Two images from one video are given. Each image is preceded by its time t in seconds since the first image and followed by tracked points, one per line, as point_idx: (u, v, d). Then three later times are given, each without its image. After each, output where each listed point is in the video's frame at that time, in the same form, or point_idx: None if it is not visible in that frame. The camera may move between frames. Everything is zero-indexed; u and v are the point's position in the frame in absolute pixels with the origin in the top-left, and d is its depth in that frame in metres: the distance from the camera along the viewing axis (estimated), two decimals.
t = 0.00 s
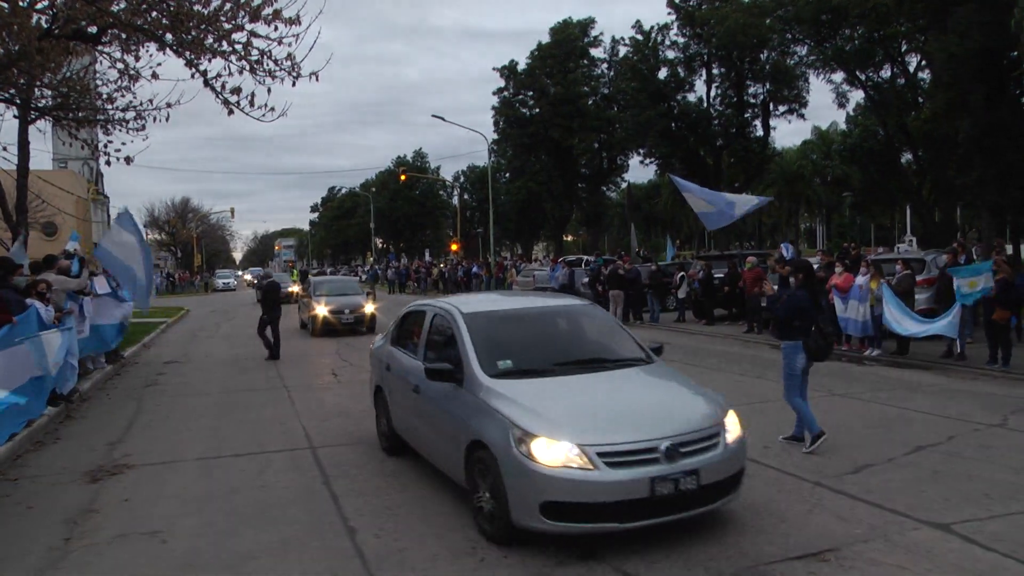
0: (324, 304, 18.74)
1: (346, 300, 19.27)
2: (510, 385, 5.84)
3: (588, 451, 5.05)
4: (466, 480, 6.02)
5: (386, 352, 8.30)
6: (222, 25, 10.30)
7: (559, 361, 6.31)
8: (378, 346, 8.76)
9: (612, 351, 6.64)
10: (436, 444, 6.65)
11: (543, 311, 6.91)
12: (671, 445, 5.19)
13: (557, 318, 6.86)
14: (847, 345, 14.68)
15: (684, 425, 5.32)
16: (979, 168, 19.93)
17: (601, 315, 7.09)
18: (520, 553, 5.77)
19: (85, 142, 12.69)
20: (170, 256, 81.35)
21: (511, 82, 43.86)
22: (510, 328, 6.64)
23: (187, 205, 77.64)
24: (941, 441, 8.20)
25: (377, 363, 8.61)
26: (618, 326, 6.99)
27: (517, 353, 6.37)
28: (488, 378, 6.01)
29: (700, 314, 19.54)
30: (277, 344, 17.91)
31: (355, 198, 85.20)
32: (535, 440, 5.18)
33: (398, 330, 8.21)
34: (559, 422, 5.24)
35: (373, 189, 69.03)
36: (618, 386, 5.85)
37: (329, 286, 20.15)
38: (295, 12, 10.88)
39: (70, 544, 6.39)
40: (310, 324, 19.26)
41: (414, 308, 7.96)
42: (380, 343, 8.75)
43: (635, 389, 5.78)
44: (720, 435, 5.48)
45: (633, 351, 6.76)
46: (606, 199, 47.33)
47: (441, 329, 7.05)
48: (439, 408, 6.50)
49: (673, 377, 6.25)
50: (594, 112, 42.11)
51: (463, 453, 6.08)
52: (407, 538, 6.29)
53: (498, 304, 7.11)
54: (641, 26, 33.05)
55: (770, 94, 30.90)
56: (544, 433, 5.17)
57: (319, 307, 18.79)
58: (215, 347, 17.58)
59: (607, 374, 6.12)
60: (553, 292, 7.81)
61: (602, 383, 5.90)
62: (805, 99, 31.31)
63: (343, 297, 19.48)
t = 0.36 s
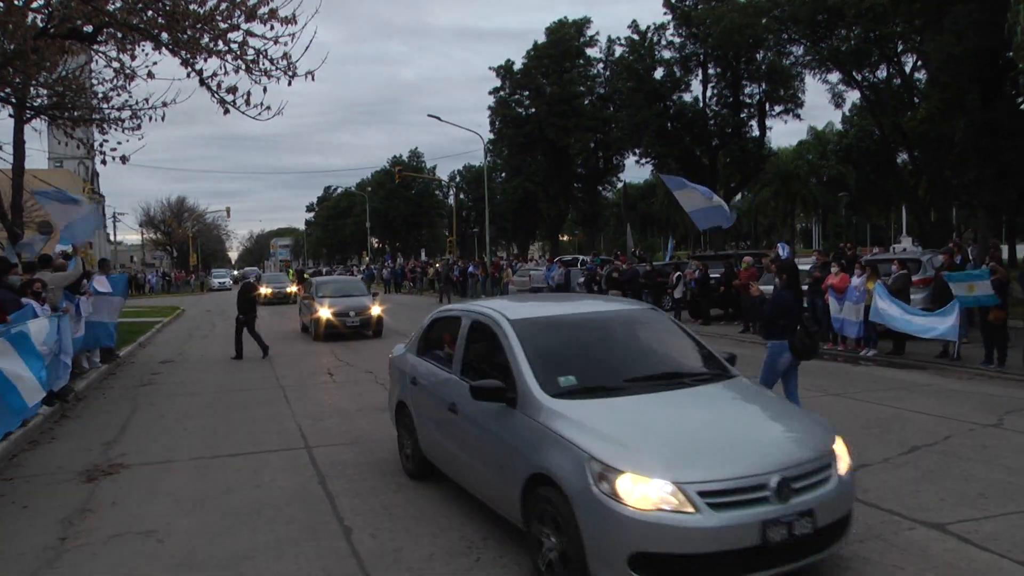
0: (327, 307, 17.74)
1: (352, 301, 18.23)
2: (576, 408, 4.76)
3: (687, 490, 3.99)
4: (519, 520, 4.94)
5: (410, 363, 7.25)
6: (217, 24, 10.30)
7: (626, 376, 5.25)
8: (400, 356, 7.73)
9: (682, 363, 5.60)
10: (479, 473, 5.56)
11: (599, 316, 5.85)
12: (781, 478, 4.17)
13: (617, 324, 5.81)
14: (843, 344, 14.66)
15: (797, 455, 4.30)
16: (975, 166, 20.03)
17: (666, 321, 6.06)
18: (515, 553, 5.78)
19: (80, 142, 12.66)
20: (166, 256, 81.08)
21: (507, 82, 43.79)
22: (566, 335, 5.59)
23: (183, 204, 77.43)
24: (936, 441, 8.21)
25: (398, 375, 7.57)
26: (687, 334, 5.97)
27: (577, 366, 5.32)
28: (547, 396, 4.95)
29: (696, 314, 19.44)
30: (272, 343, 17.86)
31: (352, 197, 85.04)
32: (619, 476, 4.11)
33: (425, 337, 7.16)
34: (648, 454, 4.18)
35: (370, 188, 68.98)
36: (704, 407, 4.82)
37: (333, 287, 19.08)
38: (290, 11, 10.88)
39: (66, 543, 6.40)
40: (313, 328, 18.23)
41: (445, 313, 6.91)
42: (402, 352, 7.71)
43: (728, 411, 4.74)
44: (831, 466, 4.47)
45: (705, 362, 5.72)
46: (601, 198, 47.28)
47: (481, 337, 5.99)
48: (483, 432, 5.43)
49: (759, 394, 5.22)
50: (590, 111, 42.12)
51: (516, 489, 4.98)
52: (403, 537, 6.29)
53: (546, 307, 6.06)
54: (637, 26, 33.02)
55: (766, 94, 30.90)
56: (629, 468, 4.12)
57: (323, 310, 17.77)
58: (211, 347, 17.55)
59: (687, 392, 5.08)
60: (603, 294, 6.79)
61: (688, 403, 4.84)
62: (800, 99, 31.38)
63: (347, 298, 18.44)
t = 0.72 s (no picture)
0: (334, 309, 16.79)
1: (359, 302, 17.26)
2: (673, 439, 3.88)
3: (835, 552, 3.11)
4: (599, 574, 4.05)
5: (447, 373, 6.34)
6: (214, 22, 10.30)
7: (724, 399, 4.35)
8: (431, 365, 6.82)
9: (783, 382, 4.69)
10: (541, 511, 4.66)
11: (682, 324, 4.96)
12: (945, 536, 3.28)
13: (703, 335, 4.91)
14: (839, 343, 14.66)
15: (958, 503, 3.42)
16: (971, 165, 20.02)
17: (755, 330, 5.19)
18: (511, 551, 5.80)
19: (77, 139, 12.65)
20: (162, 254, 80.92)
21: (504, 80, 43.73)
22: (647, 346, 4.71)
23: (180, 202, 77.30)
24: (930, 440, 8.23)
25: (429, 387, 6.66)
26: (780, 346, 5.10)
27: (665, 385, 4.43)
28: (637, 423, 4.06)
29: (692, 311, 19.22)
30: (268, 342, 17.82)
31: (349, 195, 84.98)
32: (748, 533, 3.25)
33: (465, 345, 6.24)
34: (783, 504, 3.31)
35: (367, 186, 68.88)
36: (822, 435, 3.95)
37: (339, 288, 18.09)
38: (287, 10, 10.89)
39: (63, 541, 6.40)
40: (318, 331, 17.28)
41: (490, 317, 5.99)
42: (434, 361, 6.80)
43: (862, 443, 3.87)
44: (993, 515, 3.58)
45: (806, 380, 4.81)
46: (599, 197, 47.25)
47: (542, 346, 5.08)
48: (550, 462, 4.54)
49: (882, 422, 4.32)
50: (587, 110, 42.11)
51: (593, 536, 4.09)
52: (400, 536, 6.29)
53: (616, 311, 5.16)
54: (634, 24, 33.00)
55: (763, 92, 30.90)
56: (762, 522, 3.25)
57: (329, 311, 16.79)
58: (208, 345, 17.54)
59: (799, 417, 4.20)
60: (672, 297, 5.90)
61: (810, 434, 3.96)
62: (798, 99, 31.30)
63: (354, 299, 17.48)
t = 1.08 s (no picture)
0: (343, 311, 15.51)
1: (371, 303, 15.98)
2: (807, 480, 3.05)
3: None
4: None
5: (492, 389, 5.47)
6: (212, 20, 10.28)
7: (856, 429, 3.49)
8: (471, 380, 5.93)
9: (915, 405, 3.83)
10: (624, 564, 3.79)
11: (787, 334, 4.09)
12: None
13: (813, 347, 4.05)
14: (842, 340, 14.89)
15: None
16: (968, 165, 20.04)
17: (860, 339, 4.33)
18: (510, 550, 5.83)
19: (75, 137, 12.62)
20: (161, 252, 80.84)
21: (503, 78, 43.69)
22: (748, 358, 3.84)
23: (178, 200, 77.26)
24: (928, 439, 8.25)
25: (471, 405, 5.78)
26: (905, 363, 4.23)
27: (783, 408, 3.57)
28: (761, 462, 3.19)
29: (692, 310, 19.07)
30: (267, 340, 17.81)
31: (348, 193, 84.94)
32: None
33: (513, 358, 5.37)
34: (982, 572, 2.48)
35: (365, 184, 68.84)
36: (983, 473, 3.13)
37: (348, 288, 16.75)
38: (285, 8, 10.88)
39: (60, 540, 6.38)
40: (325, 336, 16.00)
41: (545, 325, 5.11)
42: (475, 375, 5.91)
43: None
44: None
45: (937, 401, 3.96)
46: (598, 195, 47.24)
47: (616, 360, 4.21)
48: (634, 503, 3.67)
49: None
50: (586, 108, 42.11)
51: None
52: (399, 535, 6.29)
53: (704, 317, 4.30)
54: (632, 23, 32.99)
55: (762, 91, 30.90)
56: None
57: (337, 313, 15.48)
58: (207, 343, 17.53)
59: (950, 451, 3.36)
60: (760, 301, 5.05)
61: (974, 472, 3.13)
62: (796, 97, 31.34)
63: (365, 300, 16.18)
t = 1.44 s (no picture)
0: (353, 313, 14.32)
1: (383, 305, 14.79)
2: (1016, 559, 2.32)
3: None
4: None
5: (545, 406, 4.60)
6: (211, 18, 10.28)
7: None
8: (513, 393, 5.05)
9: None
10: None
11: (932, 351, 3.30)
12: None
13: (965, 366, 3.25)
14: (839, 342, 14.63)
15: None
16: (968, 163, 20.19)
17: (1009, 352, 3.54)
18: (508, 548, 5.86)
19: (74, 135, 12.62)
20: (160, 251, 80.81)
21: (501, 76, 43.63)
22: (896, 383, 3.05)
23: (178, 199, 77.26)
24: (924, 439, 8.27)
25: (514, 424, 4.91)
26: None
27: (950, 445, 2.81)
28: (948, 529, 2.44)
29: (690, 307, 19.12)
30: (266, 338, 17.82)
31: (347, 191, 84.80)
32: None
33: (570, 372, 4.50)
34: None
35: (364, 182, 68.86)
36: None
37: (358, 289, 15.55)
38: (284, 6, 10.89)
39: (59, 538, 6.40)
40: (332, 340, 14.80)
41: (613, 334, 4.24)
42: (518, 387, 5.03)
43: None
44: None
45: None
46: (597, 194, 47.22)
47: (723, 383, 3.36)
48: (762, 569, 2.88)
49: None
50: (585, 106, 42.12)
51: None
52: (397, 533, 6.30)
53: (825, 327, 3.49)
54: (630, 21, 32.94)
55: (761, 89, 30.89)
56: None
57: (346, 316, 14.30)
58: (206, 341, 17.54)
59: None
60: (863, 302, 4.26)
61: None
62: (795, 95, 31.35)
63: (377, 302, 14.99)
